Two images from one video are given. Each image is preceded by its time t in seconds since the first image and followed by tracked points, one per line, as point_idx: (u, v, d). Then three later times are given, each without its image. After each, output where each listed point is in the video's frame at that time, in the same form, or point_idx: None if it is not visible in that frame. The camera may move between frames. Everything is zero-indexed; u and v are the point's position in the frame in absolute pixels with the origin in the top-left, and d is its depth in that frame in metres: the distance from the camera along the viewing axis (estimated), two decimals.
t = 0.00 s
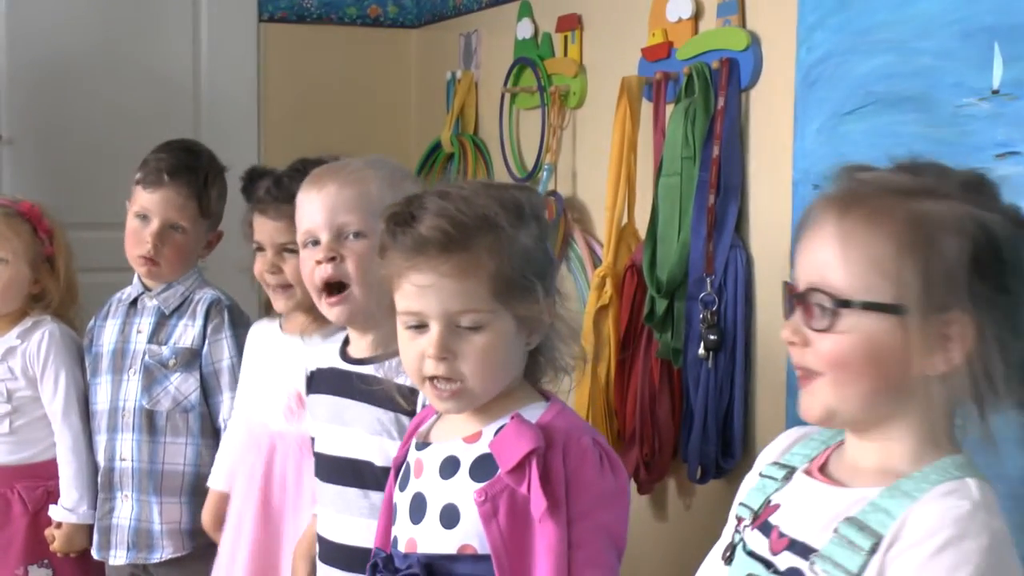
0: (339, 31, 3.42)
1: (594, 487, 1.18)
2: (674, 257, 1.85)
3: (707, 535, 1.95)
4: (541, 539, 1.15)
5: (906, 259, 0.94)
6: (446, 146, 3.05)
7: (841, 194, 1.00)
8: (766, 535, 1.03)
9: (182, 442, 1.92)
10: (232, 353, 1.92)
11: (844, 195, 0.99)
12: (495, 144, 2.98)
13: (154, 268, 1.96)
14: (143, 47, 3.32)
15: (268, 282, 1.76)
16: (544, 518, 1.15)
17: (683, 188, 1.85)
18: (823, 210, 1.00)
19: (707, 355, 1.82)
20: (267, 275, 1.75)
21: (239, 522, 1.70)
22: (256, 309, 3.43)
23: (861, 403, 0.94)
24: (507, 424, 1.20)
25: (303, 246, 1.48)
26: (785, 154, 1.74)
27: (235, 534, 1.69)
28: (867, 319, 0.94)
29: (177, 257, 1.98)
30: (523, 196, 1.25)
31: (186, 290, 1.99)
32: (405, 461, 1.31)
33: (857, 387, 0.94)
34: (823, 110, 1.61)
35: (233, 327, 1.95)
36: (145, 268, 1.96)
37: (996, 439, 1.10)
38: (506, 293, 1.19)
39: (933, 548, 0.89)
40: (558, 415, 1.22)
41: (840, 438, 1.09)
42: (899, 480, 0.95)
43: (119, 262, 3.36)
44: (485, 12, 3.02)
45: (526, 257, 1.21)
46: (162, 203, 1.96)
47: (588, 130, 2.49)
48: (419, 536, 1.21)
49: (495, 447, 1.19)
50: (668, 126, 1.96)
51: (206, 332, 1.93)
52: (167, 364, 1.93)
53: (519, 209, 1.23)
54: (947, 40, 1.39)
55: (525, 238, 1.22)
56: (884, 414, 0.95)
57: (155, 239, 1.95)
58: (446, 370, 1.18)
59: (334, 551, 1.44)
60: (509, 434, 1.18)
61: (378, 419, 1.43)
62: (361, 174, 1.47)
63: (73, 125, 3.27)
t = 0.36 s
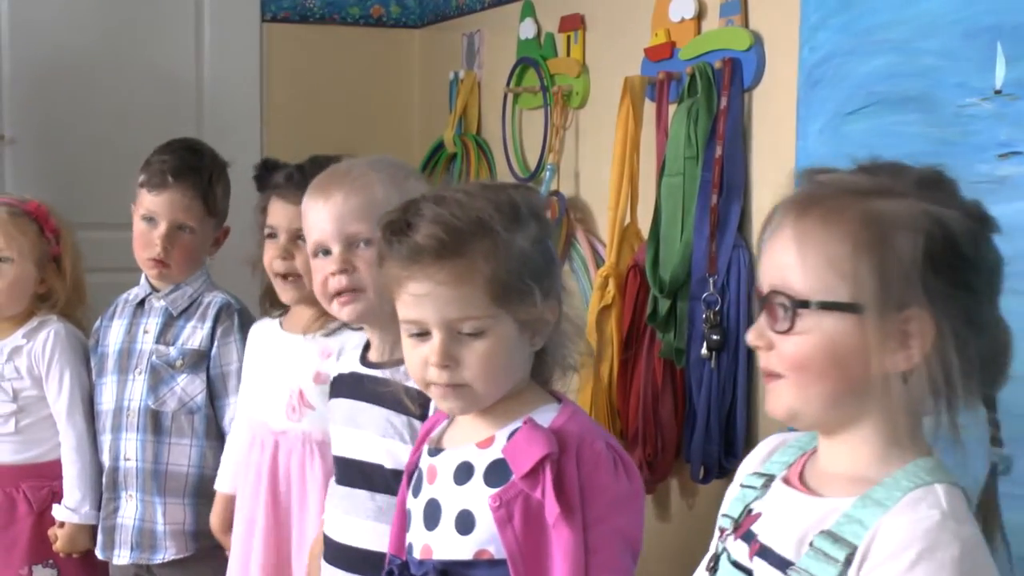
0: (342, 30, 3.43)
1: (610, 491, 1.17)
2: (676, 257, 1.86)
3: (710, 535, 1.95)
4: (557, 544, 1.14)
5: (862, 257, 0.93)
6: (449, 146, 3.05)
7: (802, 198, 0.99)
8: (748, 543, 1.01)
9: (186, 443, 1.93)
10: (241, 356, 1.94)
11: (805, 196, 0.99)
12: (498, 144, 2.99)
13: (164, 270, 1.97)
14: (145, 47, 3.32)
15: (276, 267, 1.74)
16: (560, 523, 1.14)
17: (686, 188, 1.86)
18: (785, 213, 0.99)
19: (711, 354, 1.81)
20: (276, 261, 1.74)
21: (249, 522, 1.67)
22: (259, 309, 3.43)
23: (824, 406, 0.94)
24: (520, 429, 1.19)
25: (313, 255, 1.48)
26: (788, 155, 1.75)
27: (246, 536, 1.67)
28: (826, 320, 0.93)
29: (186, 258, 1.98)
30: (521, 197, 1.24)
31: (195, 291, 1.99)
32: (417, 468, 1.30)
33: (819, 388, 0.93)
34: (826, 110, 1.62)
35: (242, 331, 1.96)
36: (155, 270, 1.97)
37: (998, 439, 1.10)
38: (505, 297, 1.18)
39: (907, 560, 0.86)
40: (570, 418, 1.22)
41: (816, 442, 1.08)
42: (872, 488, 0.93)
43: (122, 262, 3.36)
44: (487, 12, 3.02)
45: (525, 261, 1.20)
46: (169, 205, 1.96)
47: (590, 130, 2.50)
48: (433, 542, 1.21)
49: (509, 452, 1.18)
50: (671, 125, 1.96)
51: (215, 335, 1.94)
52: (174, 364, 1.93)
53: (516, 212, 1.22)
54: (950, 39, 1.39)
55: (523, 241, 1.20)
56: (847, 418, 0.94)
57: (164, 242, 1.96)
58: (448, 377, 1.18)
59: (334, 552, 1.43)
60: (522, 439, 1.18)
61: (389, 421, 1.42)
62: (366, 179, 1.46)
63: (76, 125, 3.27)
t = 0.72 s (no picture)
0: (340, 31, 3.43)
1: (633, 502, 1.13)
2: (676, 256, 1.86)
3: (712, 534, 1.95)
4: (576, 553, 1.10)
5: (824, 265, 0.90)
6: (447, 146, 3.05)
7: (757, 217, 0.96)
8: (740, 547, 0.98)
9: (192, 444, 1.93)
10: (248, 357, 1.94)
11: (760, 213, 0.96)
12: (497, 144, 2.99)
13: (164, 265, 1.98)
14: (144, 46, 3.32)
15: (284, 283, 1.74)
16: (582, 532, 1.09)
17: (685, 188, 1.87)
18: (743, 234, 0.97)
19: (709, 354, 1.80)
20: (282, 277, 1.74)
21: (238, 517, 1.67)
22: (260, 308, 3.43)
23: (805, 415, 0.91)
24: (547, 432, 1.15)
25: (312, 265, 1.47)
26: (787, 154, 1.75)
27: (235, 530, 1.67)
28: (802, 338, 0.90)
29: (184, 252, 1.98)
30: (534, 199, 1.16)
31: (200, 292, 2.00)
32: (433, 466, 1.27)
33: (800, 403, 0.90)
34: (826, 109, 1.62)
35: (250, 332, 1.96)
36: (156, 268, 1.98)
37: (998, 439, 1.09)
38: (514, 308, 1.12)
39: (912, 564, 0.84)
40: (596, 425, 1.17)
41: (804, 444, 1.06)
42: (869, 494, 0.90)
43: (122, 262, 3.36)
44: (486, 12, 3.02)
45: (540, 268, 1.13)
46: (158, 199, 1.96)
47: (589, 130, 2.50)
48: (447, 541, 1.17)
49: (533, 455, 1.14)
50: (670, 125, 1.96)
51: (221, 336, 1.94)
52: (180, 365, 1.93)
53: (527, 216, 1.14)
54: (950, 39, 1.40)
55: (534, 247, 1.13)
56: (836, 423, 0.92)
57: (157, 236, 1.96)
58: (464, 387, 1.13)
59: (340, 552, 1.43)
60: (548, 443, 1.13)
61: (395, 422, 1.40)
62: (359, 186, 1.45)
63: (75, 124, 3.27)
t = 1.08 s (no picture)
0: (343, 29, 3.44)
1: (644, 506, 1.13)
2: (677, 257, 1.86)
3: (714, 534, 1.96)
4: (586, 555, 1.10)
5: (829, 267, 0.90)
6: (449, 145, 3.05)
7: (745, 227, 0.96)
8: (748, 551, 0.97)
9: (196, 443, 1.93)
10: (252, 356, 1.94)
11: (748, 220, 0.97)
12: (499, 144, 2.99)
13: (164, 263, 1.98)
14: (147, 45, 3.33)
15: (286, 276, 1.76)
16: (592, 535, 1.09)
17: (687, 188, 1.87)
18: (736, 241, 0.97)
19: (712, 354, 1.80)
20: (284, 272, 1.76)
21: (243, 513, 1.67)
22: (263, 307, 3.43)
23: (820, 419, 0.90)
24: (558, 434, 1.15)
25: (313, 267, 1.47)
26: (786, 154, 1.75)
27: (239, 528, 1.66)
28: (811, 342, 0.89)
29: (183, 249, 1.98)
30: (482, 219, 1.15)
31: (204, 290, 2.00)
32: (452, 464, 1.28)
33: (809, 406, 0.90)
34: (827, 109, 1.62)
35: (254, 332, 1.96)
36: (156, 266, 1.98)
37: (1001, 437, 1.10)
38: (467, 334, 1.11)
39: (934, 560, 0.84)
40: (610, 426, 1.17)
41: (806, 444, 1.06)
42: (880, 492, 0.90)
43: (125, 261, 3.36)
44: (488, 11, 3.02)
45: (496, 287, 1.11)
46: (154, 197, 1.97)
47: (591, 129, 2.50)
48: (462, 541, 1.18)
49: (544, 457, 1.14)
50: (671, 126, 1.97)
51: (226, 336, 1.94)
52: (184, 364, 1.93)
53: (473, 239, 1.13)
54: (951, 39, 1.40)
55: (484, 268, 1.11)
56: (831, 433, 0.92)
57: (155, 234, 1.96)
58: (457, 409, 1.16)
59: (339, 551, 1.43)
60: (559, 445, 1.13)
61: (395, 423, 1.40)
62: (358, 186, 1.45)
63: (77, 123, 3.27)
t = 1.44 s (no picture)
0: (346, 29, 3.45)
1: (637, 505, 1.12)
2: (680, 257, 1.86)
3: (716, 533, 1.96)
4: (577, 552, 1.10)
5: (851, 264, 0.89)
6: (451, 145, 3.06)
7: (757, 223, 0.96)
8: (746, 547, 0.97)
9: (198, 442, 1.93)
10: (252, 355, 1.94)
11: (760, 218, 0.96)
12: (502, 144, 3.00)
13: (166, 262, 1.98)
14: (149, 45, 3.33)
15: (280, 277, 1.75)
16: (583, 531, 1.09)
17: (689, 186, 1.87)
18: (750, 239, 0.96)
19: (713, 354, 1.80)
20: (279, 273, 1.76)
21: (251, 515, 1.67)
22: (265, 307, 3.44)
23: (832, 419, 0.90)
24: (550, 433, 1.14)
25: (303, 272, 1.47)
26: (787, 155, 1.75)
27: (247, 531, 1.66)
28: (833, 341, 0.88)
29: (185, 248, 1.98)
30: (473, 223, 1.15)
31: (204, 289, 2.00)
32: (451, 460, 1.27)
33: (827, 406, 0.89)
34: (830, 109, 1.62)
35: (254, 330, 1.96)
36: (159, 264, 1.98)
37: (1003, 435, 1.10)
38: (461, 335, 1.11)
39: (937, 554, 0.84)
40: (604, 425, 1.16)
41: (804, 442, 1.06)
42: (881, 487, 0.90)
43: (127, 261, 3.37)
44: (490, 11, 3.03)
45: (489, 289, 1.11)
46: (159, 195, 1.97)
47: (593, 129, 2.50)
48: (457, 535, 1.18)
49: (536, 455, 1.13)
50: (674, 125, 1.97)
51: (226, 334, 1.94)
52: (185, 363, 1.93)
53: (465, 241, 1.13)
54: (954, 39, 1.40)
55: (474, 269, 1.11)
56: (850, 427, 0.91)
57: (160, 231, 1.96)
58: (452, 406, 1.16)
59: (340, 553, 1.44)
60: (551, 443, 1.13)
61: (394, 423, 1.40)
62: (348, 192, 1.45)
63: (80, 123, 3.27)
